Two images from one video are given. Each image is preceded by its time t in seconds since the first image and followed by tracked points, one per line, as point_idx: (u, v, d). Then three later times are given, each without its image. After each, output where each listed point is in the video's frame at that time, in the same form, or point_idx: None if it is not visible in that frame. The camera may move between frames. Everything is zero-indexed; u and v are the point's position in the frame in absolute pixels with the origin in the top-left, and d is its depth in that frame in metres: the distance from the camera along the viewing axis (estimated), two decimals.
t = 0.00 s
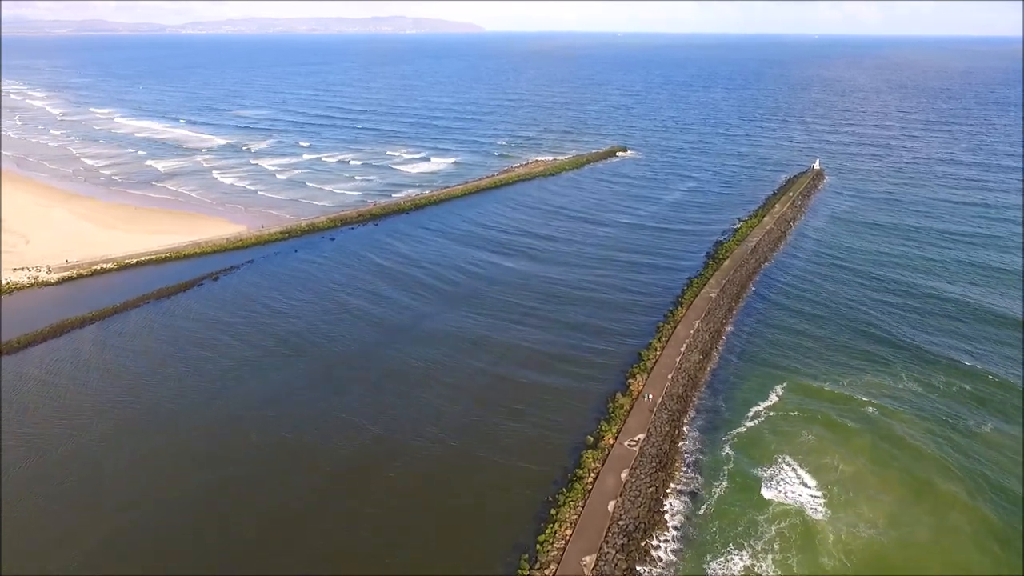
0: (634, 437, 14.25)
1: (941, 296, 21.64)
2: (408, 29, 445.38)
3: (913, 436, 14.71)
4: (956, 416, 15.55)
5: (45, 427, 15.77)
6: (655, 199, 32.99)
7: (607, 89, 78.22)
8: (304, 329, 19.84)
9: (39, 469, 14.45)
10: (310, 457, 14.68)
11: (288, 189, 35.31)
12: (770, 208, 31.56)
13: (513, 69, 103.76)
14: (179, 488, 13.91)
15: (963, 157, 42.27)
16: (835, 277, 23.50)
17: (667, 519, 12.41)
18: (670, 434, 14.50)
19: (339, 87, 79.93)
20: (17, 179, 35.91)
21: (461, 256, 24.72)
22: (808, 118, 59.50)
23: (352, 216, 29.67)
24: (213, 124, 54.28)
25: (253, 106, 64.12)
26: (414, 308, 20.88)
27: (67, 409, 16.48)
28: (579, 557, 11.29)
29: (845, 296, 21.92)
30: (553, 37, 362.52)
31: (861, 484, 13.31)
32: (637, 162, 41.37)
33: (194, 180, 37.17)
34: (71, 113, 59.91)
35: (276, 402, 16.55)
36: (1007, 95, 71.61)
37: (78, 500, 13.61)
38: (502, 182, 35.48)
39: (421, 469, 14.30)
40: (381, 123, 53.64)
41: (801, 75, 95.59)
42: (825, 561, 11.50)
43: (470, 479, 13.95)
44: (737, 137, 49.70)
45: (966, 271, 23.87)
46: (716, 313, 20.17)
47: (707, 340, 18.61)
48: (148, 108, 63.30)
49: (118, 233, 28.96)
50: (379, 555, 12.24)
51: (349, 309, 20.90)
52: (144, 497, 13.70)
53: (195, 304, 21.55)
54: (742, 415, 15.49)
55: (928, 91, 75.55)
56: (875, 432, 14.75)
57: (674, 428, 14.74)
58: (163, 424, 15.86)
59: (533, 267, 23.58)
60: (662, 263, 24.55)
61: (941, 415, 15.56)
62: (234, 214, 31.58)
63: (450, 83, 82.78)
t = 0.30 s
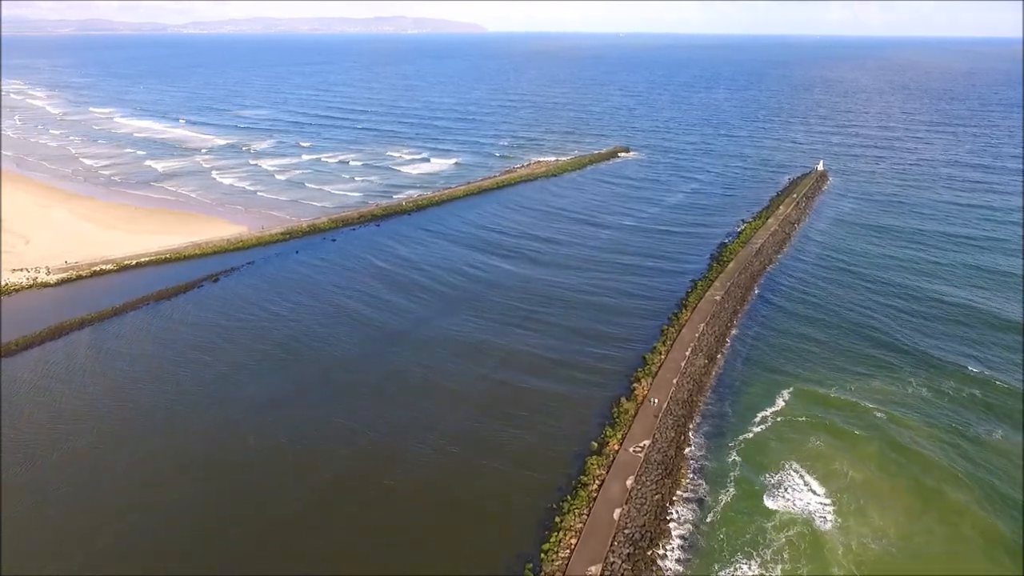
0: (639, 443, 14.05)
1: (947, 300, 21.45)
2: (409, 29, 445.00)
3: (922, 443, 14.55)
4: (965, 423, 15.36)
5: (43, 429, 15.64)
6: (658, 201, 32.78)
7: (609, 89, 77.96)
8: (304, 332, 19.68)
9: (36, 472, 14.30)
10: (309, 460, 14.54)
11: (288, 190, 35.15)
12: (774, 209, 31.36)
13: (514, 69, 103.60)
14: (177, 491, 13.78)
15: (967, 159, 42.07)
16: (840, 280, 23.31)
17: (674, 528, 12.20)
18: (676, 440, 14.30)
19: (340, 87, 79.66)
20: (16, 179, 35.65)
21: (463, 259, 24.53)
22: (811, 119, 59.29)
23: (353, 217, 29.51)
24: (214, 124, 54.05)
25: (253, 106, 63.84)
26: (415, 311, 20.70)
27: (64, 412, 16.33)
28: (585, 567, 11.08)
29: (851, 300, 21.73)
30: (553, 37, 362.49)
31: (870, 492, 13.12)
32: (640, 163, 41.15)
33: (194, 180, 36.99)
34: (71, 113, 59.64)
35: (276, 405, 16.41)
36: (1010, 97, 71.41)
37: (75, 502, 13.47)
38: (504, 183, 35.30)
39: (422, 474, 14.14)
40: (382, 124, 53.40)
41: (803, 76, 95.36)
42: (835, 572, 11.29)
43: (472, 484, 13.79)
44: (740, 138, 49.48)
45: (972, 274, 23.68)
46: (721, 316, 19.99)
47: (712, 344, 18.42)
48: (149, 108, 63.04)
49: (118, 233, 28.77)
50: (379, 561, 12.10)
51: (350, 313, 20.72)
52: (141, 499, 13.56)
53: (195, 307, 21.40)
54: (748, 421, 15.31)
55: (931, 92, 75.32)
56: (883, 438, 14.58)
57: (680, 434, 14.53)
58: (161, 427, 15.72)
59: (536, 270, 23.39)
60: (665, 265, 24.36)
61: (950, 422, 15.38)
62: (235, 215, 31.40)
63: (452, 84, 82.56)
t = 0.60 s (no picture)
0: (645, 450, 13.82)
1: (953, 305, 21.27)
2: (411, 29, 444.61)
3: (932, 450, 14.36)
4: (975, 430, 15.16)
5: (39, 433, 15.47)
6: (661, 203, 32.54)
7: (611, 90, 77.67)
8: (304, 336, 19.49)
9: (30, 475, 14.13)
10: (307, 465, 14.35)
11: (289, 191, 34.98)
12: (779, 212, 31.16)
13: (515, 70, 102.93)
14: (174, 495, 13.61)
15: (972, 161, 41.84)
16: (846, 284, 23.11)
17: (681, 537, 11.98)
18: (682, 447, 14.09)
19: (341, 87, 79.39)
20: (15, 179, 35.38)
21: (465, 262, 24.33)
22: (814, 120, 59.05)
23: (355, 218, 29.35)
24: (214, 124, 53.87)
25: (254, 107, 63.57)
26: (417, 314, 20.50)
27: (60, 415, 16.16)
28: None
29: (857, 304, 21.53)
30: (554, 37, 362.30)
31: (880, 500, 12.91)
32: (642, 165, 40.91)
33: (195, 181, 36.80)
34: (71, 113, 59.39)
35: (274, 409, 16.23)
36: (1014, 98, 71.17)
37: (70, 505, 13.30)
38: (506, 185, 35.08)
39: (423, 480, 13.95)
40: (383, 124, 53.16)
41: (805, 77, 95.14)
42: None
43: (474, 491, 13.59)
44: (743, 140, 49.24)
45: (978, 278, 23.49)
46: (726, 320, 19.79)
47: (717, 348, 18.21)
48: (150, 108, 62.78)
49: (117, 234, 28.55)
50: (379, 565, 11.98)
51: (351, 316, 20.53)
52: (137, 503, 13.39)
53: (195, 309, 21.21)
54: (755, 427, 15.09)
55: (935, 93, 75.03)
56: (893, 445, 14.39)
57: (686, 441, 14.32)
58: (158, 430, 15.55)
59: (539, 273, 23.18)
60: (669, 269, 24.15)
61: (960, 429, 15.18)
62: (235, 216, 31.19)
63: (453, 84, 82.34)
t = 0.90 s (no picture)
0: (650, 457, 13.62)
1: (961, 310, 21.09)
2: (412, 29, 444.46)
3: (941, 458, 14.18)
4: (986, 437, 14.98)
5: (35, 438, 15.31)
6: (663, 205, 32.36)
7: (613, 91, 77.48)
8: (304, 340, 19.29)
9: (25, 481, 13.96)
10: (307, 471, 14.17)
11: (290, 192, 34.78)
12: (782, 213, 31.01)
13: (516, 71, 102.96)
14: (172, 502, 13.45)
15: (975, 162, 41.70)
16: (851, 288, 22.95)
17: (687, 547, 11.77)
18: (688, 454, 13.88)
19: (342, 87, 79.19)
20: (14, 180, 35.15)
21: (467, 265, 24.17)
22: (816, 121, 58.87)
23: (356, 219, 29.19)
24: (215, 125, 53.65)
25: (254, 107, 63.35)
26: (419, 318, 20.34)
27: (57, 419, 15.99)
28: None
29: (863, 308, 21.36)
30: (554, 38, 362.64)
31: (890, 509, 12.73)
32: (644, 167, 40.71)
33: (195, 182, 36.54)
34: (71, 113, 59.17)
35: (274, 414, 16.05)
36: (1016, 99, 70.97)
37: (66, 511, 13.13)
38: (508, 186, 34.89)
39: (424, 487, 13.77)
40: (384, 125, 52.97)
41: (807, 78, 94.96)
42: None
43: (476, 499, 13.42)
44: (745, 141, 49.07)
45: (985, 282, 23.31)
46: (730, 323, 19.62)
47: (722, 352, 17.99)
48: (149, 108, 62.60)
49: (117, 235, 28.37)
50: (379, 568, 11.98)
51: (351, 320, 20.32)
52: (134, 509, 13.23)
53: (194, 312, 20.99)
54: (762, 433, 14.92)
55: (937, 94, 74.80)
56: (901, 451, 14.26)
57: (692, 447, 14.11)
58: (155, 435, 15.37)
59: (541, 276, 23.02)
60: (673, 272, 23.98)
61: (971, 435, 15.00)
62: (235, 217, 30.98)
63: (454, 84, 82.17)
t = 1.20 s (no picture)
0: (656, 464, 13.40)
1: (968, 314, 20.89)
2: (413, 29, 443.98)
3: (952, 465, 13.98)
4: (996, 444, 14.77)
5: (29, 443, 15.15)
6: (665, 208, 32.15)
7: (614, 91, 77.26)
8: (305, 344, 19.07)
9: (21, 484, 13.88)
10: (305, 477, 14.01)
11: (290, 193, 34.58)
12: (786, 215, 30.81)
13: (517, 72, 102.86)
14: (167, 508, 13.30)
15: (978, 164, 41.50)
16: (856, 292, 22.76)
17: (695, 557, 11.55)
18: (694, 460, 13.66)
19: (342, 88, 78.99)
20: (12, 180, 34.90)
21: (468, 267, 23.99)
22: (819, 123, 58.66)
23: (356, 221, 29.01)
24: (215, 126, 53.42)
25: (254, 108, 63.13)
26: (421, 321, 20.14)
27: (52, 424, 15.83)
28: None
29: (869, 312, 21.17)
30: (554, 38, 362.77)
31: (901, 517, 12.52)
32: (646, 168, 40.50)
33: (194, 183, 36.31)
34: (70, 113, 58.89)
35: (272, 419, 15.89)
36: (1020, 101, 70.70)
37: (61, 519, 12.98)
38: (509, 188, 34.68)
39: (424, 493, 13.59)
40: (385, 126, 52.79)
41: (809, 79, 94.70)
42: None
43: (477, 506, 13.23)
44: (747, 142, 48.88)
45: (991, 286, 23.11)
46: (735, 327, 19.42)
47: (728, 357, 17.79)
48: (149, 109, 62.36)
49: (116, 236, 28.14)
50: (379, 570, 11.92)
51: (351, 324, 20.12)
52: (129, 516, 13.06)
53: (193, 316, 20.75)
54: (770, 439, 14.72)
55: (939, 96, 74.56)
56: (910, 457, 14.08)
57: (698, 454, 13.89)
58: (151, 441, 15.21)
59: (543, 280, 22.83)
60: (676, 275, 23.79)
61: (981, 443, 14.78)
62: (235, 219, 30.77)
63: (455, 85, 81.99)
